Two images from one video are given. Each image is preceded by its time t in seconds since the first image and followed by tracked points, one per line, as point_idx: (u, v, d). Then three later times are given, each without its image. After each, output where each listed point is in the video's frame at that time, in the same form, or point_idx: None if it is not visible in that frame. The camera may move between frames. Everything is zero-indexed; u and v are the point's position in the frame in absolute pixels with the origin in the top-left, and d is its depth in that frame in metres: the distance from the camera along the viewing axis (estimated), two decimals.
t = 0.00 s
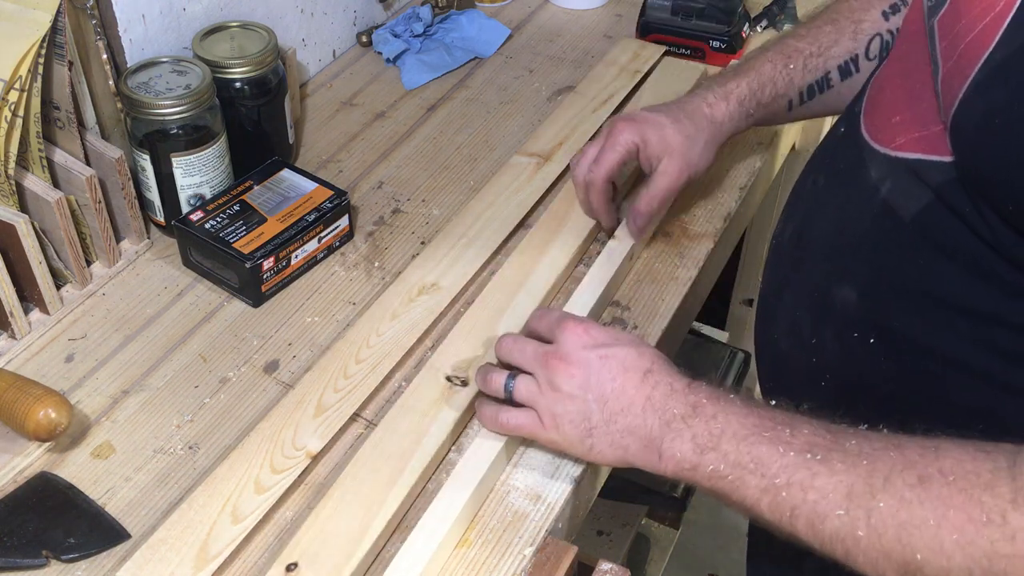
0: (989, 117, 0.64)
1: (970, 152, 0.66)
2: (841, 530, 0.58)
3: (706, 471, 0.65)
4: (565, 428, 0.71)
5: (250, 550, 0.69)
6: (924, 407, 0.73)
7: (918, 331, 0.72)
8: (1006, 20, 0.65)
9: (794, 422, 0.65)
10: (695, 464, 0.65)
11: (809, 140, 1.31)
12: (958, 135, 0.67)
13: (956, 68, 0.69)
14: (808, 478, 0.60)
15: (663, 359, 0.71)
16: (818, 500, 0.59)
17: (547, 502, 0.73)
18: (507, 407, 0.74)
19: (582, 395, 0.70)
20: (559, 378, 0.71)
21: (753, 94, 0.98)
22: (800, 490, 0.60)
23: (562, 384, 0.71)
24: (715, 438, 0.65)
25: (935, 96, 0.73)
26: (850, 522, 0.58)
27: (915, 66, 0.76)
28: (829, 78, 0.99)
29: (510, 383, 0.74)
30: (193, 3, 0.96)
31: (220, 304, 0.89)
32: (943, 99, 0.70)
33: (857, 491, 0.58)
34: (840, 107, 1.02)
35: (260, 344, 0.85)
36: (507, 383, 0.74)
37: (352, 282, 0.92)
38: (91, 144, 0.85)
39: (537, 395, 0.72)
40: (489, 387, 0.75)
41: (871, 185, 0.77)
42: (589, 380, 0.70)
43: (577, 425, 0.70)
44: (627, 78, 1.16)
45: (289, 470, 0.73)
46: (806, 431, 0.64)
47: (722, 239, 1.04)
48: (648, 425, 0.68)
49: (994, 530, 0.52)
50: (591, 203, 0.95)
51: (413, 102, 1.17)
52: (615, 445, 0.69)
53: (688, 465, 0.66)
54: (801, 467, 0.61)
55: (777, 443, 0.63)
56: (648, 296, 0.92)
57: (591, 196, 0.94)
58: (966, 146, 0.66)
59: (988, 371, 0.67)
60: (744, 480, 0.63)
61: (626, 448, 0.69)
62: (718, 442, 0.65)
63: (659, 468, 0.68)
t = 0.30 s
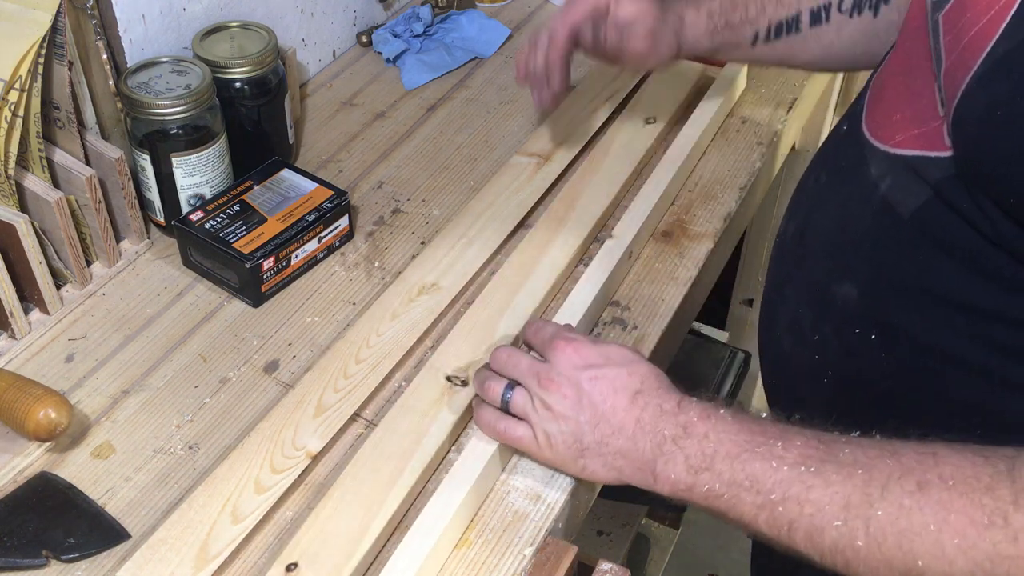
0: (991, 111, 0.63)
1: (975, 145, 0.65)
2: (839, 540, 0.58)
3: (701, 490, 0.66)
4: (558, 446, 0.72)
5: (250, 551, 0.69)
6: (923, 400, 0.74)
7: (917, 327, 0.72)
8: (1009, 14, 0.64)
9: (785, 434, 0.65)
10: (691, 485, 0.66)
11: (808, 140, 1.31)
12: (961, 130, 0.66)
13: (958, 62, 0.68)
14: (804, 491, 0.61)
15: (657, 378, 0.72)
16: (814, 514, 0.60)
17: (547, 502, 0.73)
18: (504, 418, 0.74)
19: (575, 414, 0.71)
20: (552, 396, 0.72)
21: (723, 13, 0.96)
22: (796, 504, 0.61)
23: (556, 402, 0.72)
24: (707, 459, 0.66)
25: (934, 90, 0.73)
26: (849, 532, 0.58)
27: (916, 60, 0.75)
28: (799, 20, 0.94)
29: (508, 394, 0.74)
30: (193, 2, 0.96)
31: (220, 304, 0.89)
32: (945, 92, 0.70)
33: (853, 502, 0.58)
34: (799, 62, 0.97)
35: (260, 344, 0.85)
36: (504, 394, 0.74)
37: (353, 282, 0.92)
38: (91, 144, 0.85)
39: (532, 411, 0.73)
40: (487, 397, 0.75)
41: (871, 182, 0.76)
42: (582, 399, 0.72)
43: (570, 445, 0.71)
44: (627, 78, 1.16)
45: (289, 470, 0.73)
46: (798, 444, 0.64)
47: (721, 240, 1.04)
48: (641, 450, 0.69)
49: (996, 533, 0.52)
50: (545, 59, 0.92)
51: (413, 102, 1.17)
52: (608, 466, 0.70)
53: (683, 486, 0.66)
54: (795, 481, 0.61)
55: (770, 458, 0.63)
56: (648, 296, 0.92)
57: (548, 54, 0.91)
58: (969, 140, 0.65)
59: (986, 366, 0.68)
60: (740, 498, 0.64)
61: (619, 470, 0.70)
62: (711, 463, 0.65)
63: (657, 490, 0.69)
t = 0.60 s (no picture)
0: (1002, 118, 0.63)
1: (989, 150, 0.64)
2: (847, 542, 0.58)
3: (707, 495, 0.65)
4: (560, 449, 0.72)
5: (250, 551, 0.69)
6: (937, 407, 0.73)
7: (927, 332, 0.72)
8: (1016, 20, 0.64)
9: (789, 437, 0.65)
10: (696, 489, 0.66)
11: (809, 140, 1.31)
12: (970, 138, 0.66)
13: (966, 69, 0.68)
14: (811, 495, 0.60)
15: (660, 381, 0.72)
16: (822, 516, 0.60)
17: (547, 502, 0.73)
18: (508, 420, 0.74)
19: (578, 418, 0.71)
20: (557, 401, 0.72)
21: (712, 84, 0.98)
22: (803, 507, 0.60)
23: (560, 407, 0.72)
24: (713, 463, 0.65)
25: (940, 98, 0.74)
26: (857, 534, 0.58)
27: (921, 67, 0.76)
28: (790, 73, 0.97)
29: (512, 397, 0.74)
30: (193, 3, 0.96)
31: (220, 304, 0.89)
32: (953, 99, 0.70)
33: (861, 503, 0.58)
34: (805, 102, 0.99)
35: (260, 344, 0.85)
36: (509, 398, 0.75)
37: (352, 282, 0.92)
38: (92, 144, 0.85)
39: (536, 414, 0.73)
40: (492, 400, 0.75)
41: (879, 187, 0.77)
42: (584, 404, 0.71)
43: (573, 448, 0.71)
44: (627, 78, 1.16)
45: (289, 470, 0.73)
46: (802, 446, 0.63)
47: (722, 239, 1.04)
48: (645, 454, 0.68)
49: (1005, 531, 0.52)
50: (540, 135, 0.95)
51: (413, 102, 1.17)
52: (612, 470, 0.70)
53: (689, 491, 0.66)
54: (802, 485, 0.61)
55: (775, 462, 0.63)
56: (648, 296, 0.92)
57: (543, 147, 0.95)
58: (980, 147, 0.65)
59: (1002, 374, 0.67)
60: (746, 501, 0.63)
61: (624, 474, 0.69)
62: (716, 467, 0.65)
63: (662, 494, 0.68)
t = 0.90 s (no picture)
0: (1012, 109, 0.62)
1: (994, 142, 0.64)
2: (848, 533, 0.59)
3: (710, 487, 0.66)
4: (566, 445, 0.72)
5: (250, 550, 0.69)
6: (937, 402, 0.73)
7: (931, 330, 0.72)
8: None
9: (792, 429, 0.66)
10: (699, 481, 0.67)
11: (809, 141, 1.31)
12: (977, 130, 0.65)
13: (974, 61, 0.68)
14: (812, 485, 0.61)
15: (661, 375, 0.74)
16: (823, 506, 0.60)
17: (547, 502, 0.73)
18: (513, 420, 0.74)
19: (584, 414, 0.73)
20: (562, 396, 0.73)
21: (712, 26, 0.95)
22: (804, 499, 0.61)
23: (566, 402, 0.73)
24: (715, 455, 0.67)
25: (946, 94, 0.73)
26: (857, 525, 0.58)
27: (924, 66, 0.76)
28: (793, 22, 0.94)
29: (516, 397, 0.75)
30: (193, 3, 0.96)
31: (219, 305, 0.89)
32: (960, 92, 0.70)
33: (861, 493, 0.59)
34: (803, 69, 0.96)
35: (260, 345, 0.85)
36: (513, 397, 0.75)
37: (352, 282, 0.92)
38: (91, 144, 0.85)
39: (541, 412, 0.74)
40: (493, 399, 0.76)
41: (884, 185, 0.77)
42: (590, 399, 0.73)
43: (579, 444, 0.72)
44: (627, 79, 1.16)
45: (289, 470, 0.73)
46: (804, 438, 0.64)
47: (722, 240, 1.04)
48: (649, 447, 0.70)
49: (1005, 521, 0.53)
50: (536, 64, 0.91)
51: (413, 102, 1.17)
52: (618, 464, 0.71)
53: (692, 483, 0.67)
54: (802, 475, 0.62)
55: (775, 454, 0.64)
56: (648, 296, 0.92)
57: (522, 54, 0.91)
58: (983, 141, 0.65)
59: (1004, 369, 0.68)
60: (749, 493, 0.64)
61: (628, 467, 0.71)
62: (719, 459, 0.66)
63: (665, 487, 0.70)
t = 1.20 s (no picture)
0: (1015, 100, 0.63)
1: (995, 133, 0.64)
2: (841, 519, 0.59)
3: (707, 475, 0.67)
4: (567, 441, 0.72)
5: (250, 550, 0.69)
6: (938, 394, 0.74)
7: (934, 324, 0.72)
8: None
9: (788, 416, 0.66)
10: (696, 470, 0.67)
11: (809, 141, 1.31)
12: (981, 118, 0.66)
13: (979, 54, 0.68)
14: (806, 472, 0.61)
15: (659, 365, 0.74)
16: (818, 493, 0.60)
17: (547, 502, 0.73)
18: (513, 417, 0.74)
19: (583, 408, 0.72)
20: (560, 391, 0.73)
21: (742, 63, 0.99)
22: (799, 485, 0.61)
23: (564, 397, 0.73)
24: (713, 444, 0.67)
25: (953, 88, 0.73)
26: (851, 511, 0.59)
27: (931, 61, 0.76)
28: (810, 47, 0.96)
29: (514, 395, 0.74)
30: (193, 3, 0.96)
31: (219, 305, 0.89)
32: (966, 86, 0.70)
33: (855, 479, 0.59)
34: (828, 91, 0.98)
35: (260, 345, 0.85)
36: (512, 395, 0.75)
37: (352, 282, 0.92)
38: (91, 144, 0.85)
39: (541, 410, 0.74)
40: (492, 398, 0.75)
41: (891, 179, 0.77)
42: (589, 392, 0.73)
43: (579, 438, 0.72)
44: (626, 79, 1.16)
45: (289, 470, 0.73)
46: (800, 425, 0.65)
47: (722, 240, 1.04)
48: (647, 436, 0.70)
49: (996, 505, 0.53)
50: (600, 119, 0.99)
51: (413, 102, 1.17)
52: (620, 456, 0.71)
53: (690, 472, 0.68)
54: (798, 462, 0.62)
55: (772, 441, 0.64)
56: (648, 296, 0.92)
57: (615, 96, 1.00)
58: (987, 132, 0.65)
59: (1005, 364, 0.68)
60: (745, 480, 0.65)
61: (630, 459, 0.71)
62: (716, 447, 0.67)
63: (665, 476, 0.70)
